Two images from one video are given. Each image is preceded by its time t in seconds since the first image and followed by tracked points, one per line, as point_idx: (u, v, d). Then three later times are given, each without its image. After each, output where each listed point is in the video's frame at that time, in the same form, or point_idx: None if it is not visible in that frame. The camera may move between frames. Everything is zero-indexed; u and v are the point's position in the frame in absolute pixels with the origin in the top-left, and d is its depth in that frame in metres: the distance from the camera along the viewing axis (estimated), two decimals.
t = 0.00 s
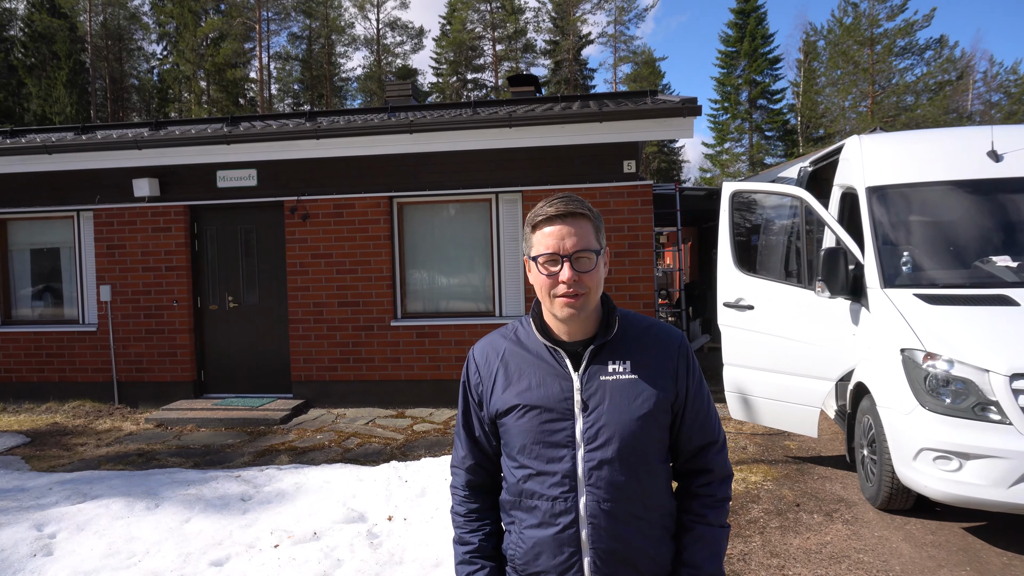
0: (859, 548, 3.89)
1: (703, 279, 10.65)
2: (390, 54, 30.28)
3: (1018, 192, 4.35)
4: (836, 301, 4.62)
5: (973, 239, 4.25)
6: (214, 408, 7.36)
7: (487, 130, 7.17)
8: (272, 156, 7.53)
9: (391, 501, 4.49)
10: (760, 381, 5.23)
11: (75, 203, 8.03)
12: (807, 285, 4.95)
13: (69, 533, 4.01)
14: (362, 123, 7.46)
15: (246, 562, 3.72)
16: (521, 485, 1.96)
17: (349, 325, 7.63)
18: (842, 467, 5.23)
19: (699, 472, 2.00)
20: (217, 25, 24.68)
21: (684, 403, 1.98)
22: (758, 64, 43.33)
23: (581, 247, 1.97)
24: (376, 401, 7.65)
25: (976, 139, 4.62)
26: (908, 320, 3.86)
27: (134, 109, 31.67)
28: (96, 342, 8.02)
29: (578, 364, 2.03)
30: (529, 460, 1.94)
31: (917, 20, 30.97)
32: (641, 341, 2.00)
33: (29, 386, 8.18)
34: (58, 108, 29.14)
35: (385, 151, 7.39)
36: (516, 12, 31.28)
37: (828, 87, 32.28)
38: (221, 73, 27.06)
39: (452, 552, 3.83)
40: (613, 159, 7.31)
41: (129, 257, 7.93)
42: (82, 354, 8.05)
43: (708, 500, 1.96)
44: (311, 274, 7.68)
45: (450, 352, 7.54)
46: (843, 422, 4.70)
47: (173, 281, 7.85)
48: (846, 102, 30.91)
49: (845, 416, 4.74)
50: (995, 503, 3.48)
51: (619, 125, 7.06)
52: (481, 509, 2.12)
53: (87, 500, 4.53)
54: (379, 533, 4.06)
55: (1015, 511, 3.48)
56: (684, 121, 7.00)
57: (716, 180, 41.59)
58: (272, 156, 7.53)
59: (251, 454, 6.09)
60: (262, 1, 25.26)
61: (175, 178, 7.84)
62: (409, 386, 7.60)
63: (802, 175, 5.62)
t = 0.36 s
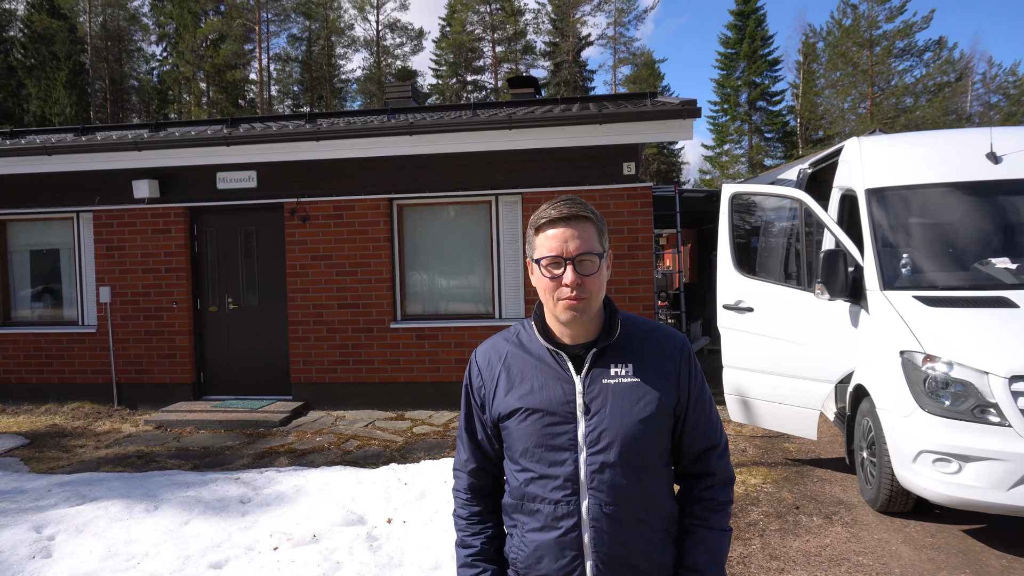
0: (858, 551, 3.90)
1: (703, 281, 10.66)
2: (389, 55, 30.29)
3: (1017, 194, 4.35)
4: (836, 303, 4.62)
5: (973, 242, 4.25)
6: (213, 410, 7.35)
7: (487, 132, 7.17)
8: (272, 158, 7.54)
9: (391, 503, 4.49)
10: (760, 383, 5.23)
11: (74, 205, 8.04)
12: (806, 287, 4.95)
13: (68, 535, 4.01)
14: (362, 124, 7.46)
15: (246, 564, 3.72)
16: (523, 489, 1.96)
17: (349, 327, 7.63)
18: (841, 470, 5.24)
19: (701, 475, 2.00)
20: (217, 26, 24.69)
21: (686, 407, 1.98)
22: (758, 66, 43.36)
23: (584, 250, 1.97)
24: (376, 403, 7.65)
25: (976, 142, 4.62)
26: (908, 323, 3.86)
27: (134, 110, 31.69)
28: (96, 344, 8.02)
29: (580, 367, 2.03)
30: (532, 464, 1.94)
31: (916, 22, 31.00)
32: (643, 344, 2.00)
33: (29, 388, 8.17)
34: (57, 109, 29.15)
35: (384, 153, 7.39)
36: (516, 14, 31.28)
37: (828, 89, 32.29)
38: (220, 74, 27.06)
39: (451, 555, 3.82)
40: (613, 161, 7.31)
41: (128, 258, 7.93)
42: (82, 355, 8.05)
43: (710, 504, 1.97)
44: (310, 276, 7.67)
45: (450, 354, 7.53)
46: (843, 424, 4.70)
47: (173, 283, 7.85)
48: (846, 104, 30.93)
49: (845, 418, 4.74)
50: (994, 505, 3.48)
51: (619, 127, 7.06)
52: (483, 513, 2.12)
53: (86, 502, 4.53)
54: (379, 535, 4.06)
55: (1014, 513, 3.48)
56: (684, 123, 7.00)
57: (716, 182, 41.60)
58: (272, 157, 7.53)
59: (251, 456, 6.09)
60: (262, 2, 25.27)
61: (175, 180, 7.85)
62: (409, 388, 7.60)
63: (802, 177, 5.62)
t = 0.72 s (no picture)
0: (859, 553, 3.89)
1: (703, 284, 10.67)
2: (390, 58, 30.32)
3: (1018, 198, 4.35)
4: (836, 306, 4.62)
5: (973, 246, 4.25)
6: (212, 411, 7.35)
7: (487, 135, 7.18)
8: (273, 160, 7.54)
9: (391, 505, 4.48)
10: (760, 385, 5.23)
11: (74, 207, 8.04)
12: (806, 290, 4.95)
13: (67, 537, 4.00)
14: (362, 127, 7.47)
15: (245, 566, 3.71)
16: (525, 489, 1.96)
17: (349, 329, 7.63)
18: (842, 472, 5.23)
19: (702, 477, 2.00)
20: (218, 29, 24.76)
21: (688, 409, 1.98)
22: (758, 69, 43.43)
23: (587, 251, 1.97)
24: (376, 405, 7.64)
25: (976, 146, 4.63)
26: (908, 326, 3.86)
27: (135, 112, 31.73)
28: (95, 346, 8.01)
29: (582, 368, 2.03)
30: (534, 464, 1.94)
31: (916, 26, 31.04)
32: (645, 346, 2.01)
33: (28, 389, 8.17)
34: (58, 112, 29.18)
35: (385, 155, 7.40)
36: (517, 17, 31.33)
37: (828, 93, 32.32)
38: (221, 77, 27.08)
39: (451, 557, 3.82)
40: (613, 164, 7.32)
41: (128, 260, 7.93)
42: (81, 357, 8.04)
43: (711, 505, 1.97)
44: (311, 278, 7.67)
45: (450, 356, 7.53)
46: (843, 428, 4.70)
47: (172, 284, 7.85)
48: (846, 108, 30.96)
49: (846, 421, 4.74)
50: (994, 509, 3.48)
51: (620, 130, 7.07)
52: (484, 513, 2.12)
53: (85, 504, 4.52)
54: (379, 537, 4.05)
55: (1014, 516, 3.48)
56: (684, 125, 7.00)
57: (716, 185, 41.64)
58: (273, 160, 7.54)
59: (250, 458, 6.08)
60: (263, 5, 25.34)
61: (175, 181, 7.86)
62: (409, 390, 7.60)
63: (802, 180, 5.63)
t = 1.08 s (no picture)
0: (863, 543, 3.89)
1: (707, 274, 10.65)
2: (391, 50, 30.23)
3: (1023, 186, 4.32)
4: (840, 296, 4.61)
5: (978, 234, 4.23)
6: (217, 404, 7.37)
7: (490, 126, 7.16)
8: (275, 152, 7.53)
9: (395, 497, 4.49)
10: (764, 376, 5.22)
11: (78, 201, 8.05)
12: (811, 280, 4.94)
13: (74, 529, 4.02)
14: (364, 118, 7.45)
15: (251, 557, 3.73)
16: (529, 479, 1.96)
17: (352, 321, 7.64)
18: (846, 463, 5.23)
19: (706, 467, 2.00)
20: (219, 21, 24.75)
21: (693, 399, 1.98)
22: (761, 59, 43.20)
23: (592, 241, 1.96)
24: (380, 398, 7.65)
25: (981, 134, 4.60)
26: (913, 315, 3.85)
27: (137, 106, 31.70)
28: (100, 339, 8.03)
29: (587, 359, 2.02)
30: (538, 454, 1.94)
31: (921, 14, 30.81)
32: (650, 336, 2.00)
33: (34, 383, 8.20)
34: (60, 105, 29.20)
35: (387, 147, 7.38)
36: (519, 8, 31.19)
37: (832, 82, 32.13)
38: (222, 69, 27.01)
39: (456, 548, 3.83)
40: (616, 154, 7.29)
41: (132, 253, 7.94)
42: (86, 351, 8.07)
43: (716, 495, 1.97)
44: (314, 270, 7.68)
45: (453, 348, 7.53)
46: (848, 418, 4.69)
47: (176, 278, 7.86)
48: (850, 97, 30.79)
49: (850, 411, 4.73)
50: (999, 498, 3.47)
51: (622, 120, 7.04)
52: (489, 504, 2.12)
53: (92, 496, 4.54)
54: (383, 528, 4.06)
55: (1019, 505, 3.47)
56: (687, 116, 6.97)
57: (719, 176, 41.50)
58: (275, 152, 7.53)
59: (255, 450, 6.10)
60: None
61: (178, 175, 7.86)
62: (413, 382, 7.61)
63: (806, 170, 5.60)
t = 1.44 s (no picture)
0: (865, 544, 3.89)
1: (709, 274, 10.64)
2: (394, 49, 30.24)
3: None
4: (842, 296, 4.60)
5: (980, 234, 4.23)
6: (219, 404, 7.38)
7: (492, 126, 7.16)
8: (277, 152, 7.54)
9: (397, 496, 4.50)
10: (766, 376, 5.22)
11: (80, 200, 8.06)
12: (813, 280, 4.93)
13: (77, 528, 4.03)
14: (366, 118, 7.45)
15: (253, 557, 3.73)
16: (530, 480, 1.96)
17: (354, 321, 7.64)
18: (848, 463, 5.22)
19: (707, 468, 2.00)
20: (221, 20, 24.81)
21: (694, 399, 1.98)
22: (763, 58, 43.16)
23: (593, 241, 1.96)
24: (381, 397, 7.65)
25: (984, 133, 4.59)
26: (915, 315, 3.84)
27: (139, 105, 31.73)
28: (102, 339, 8.05)
29: (587, 359, 2.02)
30: (538, 455, 1.94)
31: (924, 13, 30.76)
32: (651, 336, 2.00)
33: (37, 382, 8.22)
34: (63, 105, 29.26)
35: (389, 146, 7.39)
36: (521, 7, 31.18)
37: (834, 81, 32.08)
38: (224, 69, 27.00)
39: (457, 547, 3.83)
40: (618, 154, 7.29)
41: (134, 253, 7.95)
42: (88, 350, 8.08)
43: (716, 496, 1.96)
44: (316, 270, 7.68)
45: (455, 348, 7.53)
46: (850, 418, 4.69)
47: (178, 277, 7.87)
48: (852, 96, 30.73)
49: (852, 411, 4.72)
50: (1002, 498, 3.47)
51: (624, 120, 7.04)
52: (490, 504, 2.12)
53: (94, 495, 4.55)
54: (385, 528, 4.07)
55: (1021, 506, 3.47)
56: (689, 115, 6.97)
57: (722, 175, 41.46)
58: (277, 152, 7.54)
59: (257, 449, 6.11)
60: None
61: (180, 174, 7.86)
62: (415, 381, 7.61)
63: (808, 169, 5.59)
